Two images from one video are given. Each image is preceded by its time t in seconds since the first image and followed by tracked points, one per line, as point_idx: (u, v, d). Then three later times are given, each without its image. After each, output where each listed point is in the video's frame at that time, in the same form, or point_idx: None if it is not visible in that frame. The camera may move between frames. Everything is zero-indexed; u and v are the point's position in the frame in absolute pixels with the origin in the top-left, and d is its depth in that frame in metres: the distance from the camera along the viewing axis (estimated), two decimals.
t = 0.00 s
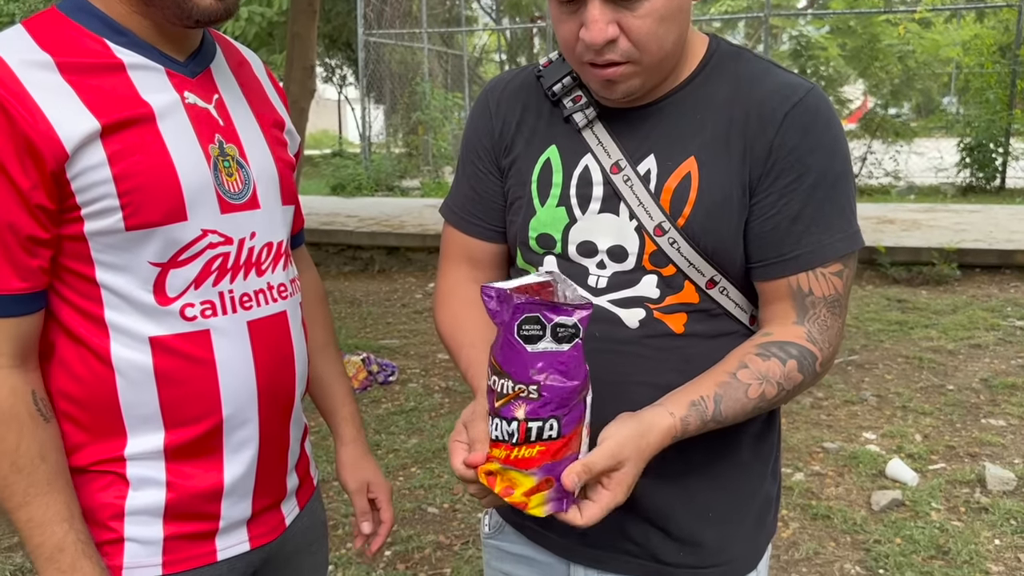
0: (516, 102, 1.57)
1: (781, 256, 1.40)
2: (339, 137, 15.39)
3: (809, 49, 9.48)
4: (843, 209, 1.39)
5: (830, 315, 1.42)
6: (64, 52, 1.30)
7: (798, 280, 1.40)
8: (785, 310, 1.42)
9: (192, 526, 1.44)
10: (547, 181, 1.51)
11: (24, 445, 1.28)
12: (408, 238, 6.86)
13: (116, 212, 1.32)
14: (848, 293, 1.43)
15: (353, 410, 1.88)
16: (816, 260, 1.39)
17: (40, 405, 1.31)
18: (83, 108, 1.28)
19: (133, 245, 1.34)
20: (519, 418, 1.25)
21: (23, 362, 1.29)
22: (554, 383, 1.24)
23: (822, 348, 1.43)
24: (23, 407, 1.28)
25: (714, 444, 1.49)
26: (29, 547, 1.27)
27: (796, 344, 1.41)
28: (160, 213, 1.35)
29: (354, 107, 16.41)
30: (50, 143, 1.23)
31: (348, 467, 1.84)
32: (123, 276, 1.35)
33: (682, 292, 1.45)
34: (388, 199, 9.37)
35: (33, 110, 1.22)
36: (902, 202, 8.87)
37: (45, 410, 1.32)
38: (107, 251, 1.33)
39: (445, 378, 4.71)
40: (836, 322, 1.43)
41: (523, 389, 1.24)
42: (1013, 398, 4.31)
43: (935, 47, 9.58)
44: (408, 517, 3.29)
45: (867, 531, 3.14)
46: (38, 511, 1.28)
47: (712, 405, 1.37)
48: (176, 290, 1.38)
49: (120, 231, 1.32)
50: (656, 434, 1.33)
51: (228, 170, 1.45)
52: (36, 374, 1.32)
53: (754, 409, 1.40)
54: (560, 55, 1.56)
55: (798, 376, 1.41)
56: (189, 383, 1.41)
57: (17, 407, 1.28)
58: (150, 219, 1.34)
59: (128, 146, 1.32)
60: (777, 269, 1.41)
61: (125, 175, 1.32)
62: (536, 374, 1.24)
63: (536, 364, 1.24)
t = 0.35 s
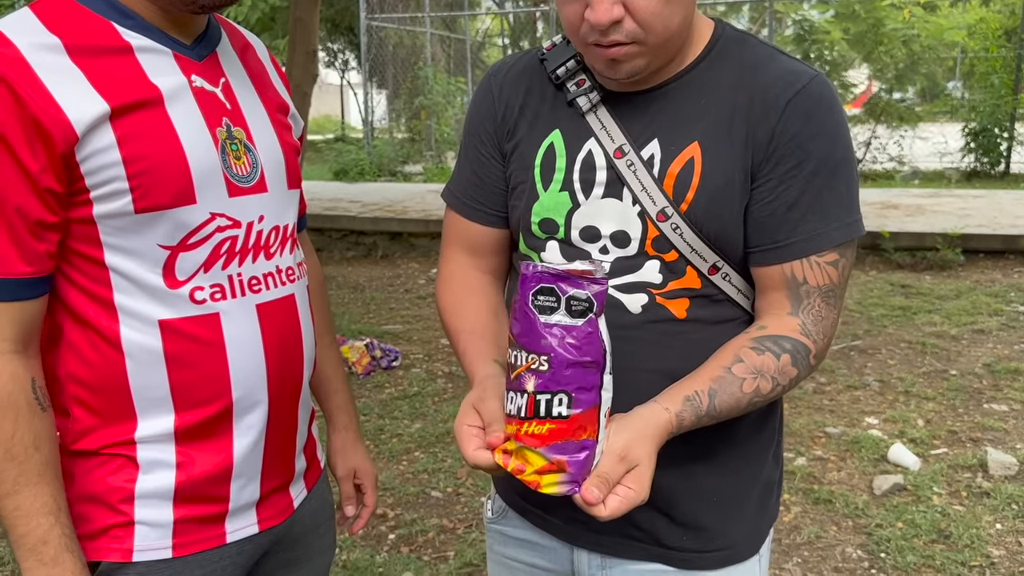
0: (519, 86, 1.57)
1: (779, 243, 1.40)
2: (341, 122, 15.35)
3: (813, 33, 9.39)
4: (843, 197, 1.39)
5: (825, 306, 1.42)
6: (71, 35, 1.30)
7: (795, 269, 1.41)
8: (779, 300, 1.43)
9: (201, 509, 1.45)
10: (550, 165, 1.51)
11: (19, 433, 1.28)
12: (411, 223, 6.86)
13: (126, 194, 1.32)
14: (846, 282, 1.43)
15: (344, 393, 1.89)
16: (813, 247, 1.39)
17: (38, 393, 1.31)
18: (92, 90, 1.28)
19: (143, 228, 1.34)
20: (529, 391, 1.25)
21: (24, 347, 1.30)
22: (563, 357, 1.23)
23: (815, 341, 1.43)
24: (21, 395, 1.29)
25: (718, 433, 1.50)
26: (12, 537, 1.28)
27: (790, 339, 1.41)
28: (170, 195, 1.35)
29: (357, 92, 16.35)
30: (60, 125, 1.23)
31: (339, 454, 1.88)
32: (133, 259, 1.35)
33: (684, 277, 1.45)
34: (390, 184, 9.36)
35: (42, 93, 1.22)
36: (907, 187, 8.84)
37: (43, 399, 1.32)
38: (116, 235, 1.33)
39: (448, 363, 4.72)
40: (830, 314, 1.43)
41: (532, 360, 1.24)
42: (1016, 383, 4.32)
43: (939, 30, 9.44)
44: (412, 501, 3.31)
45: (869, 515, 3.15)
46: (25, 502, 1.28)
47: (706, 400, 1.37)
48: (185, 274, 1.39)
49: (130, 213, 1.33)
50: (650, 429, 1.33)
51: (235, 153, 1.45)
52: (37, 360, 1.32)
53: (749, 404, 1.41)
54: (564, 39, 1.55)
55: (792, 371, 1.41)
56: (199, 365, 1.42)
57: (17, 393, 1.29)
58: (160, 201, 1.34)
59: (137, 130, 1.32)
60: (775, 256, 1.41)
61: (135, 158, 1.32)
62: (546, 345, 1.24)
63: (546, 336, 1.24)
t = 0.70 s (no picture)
0: (521, 83, 1.57)
1: (788, 233, 1.41)
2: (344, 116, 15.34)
3: (817, 27, 9.35)
4: (849, 186, 1.40)
5: (835, 290, 1.43)
6: (82, 31, 1.30)
7: (805, 257, 1.41)
8: (789, 287, 1.43)
9: (209, 501, 1.46)
10: (553, 161, 1.51)
11: (18, 428, 1.30)
12: (414, 217, 6.87)
13: (138, 187, 1.33)
14: (853, 269, 1.44)
15: (351, 384, 1.91)
16: (823, 236, 1.40)
17: (39, 389, 1.33)
18: (104, 85, 1.29)
19: (153, 221, 1.35)
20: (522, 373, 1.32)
21: (29, 342, 1.32)
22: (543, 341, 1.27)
23: (827, 323, 1.44)
24: (22, 390, 1.30)
25: (727, 426, 1.51)
26: (6, 532, 1.30)
27: (804, 318, 1.42)
28: (182, 189, 1.36)
29: (360, 86, 16.33)
30: (72, 119, 1.24)
31: (345, 438, 1.90)
32: (144, 253, 1.36)
33: (688, 271, 1.46)
34: (394, 179, 9.36)
35: (54, 86, 1.23)
36: (911, 182, 8.83)
37: (42, 395, 1.34)
38: (127, 228, 1.34)
39: (452, 357, 4.73)
40: (841, 299, 1.44)
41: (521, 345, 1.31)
42: (1020, 378, 4.32)
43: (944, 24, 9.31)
44: (417, 494, 3.32)
45: (872, 510, 3.16)
46: (19, 498, 1.29)
47: (725, 375, 1.38)
48: (195, 267, 1.40)
49: (141, 206, 1.34)
50: (675, 401, 1.34)
51: (244, 147, 1.46)
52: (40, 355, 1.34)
53: (766, 381, 1.41)
54: (566, 36, 1.56)
55: (807, 350, 1.42)
56: (209, 357, 1.43)
57: (19, 389, 1.30)
58: (172, 195, 1.35)
59: (147, 125, 1.33)
60: (784, 246, 1.41)
61: (146, 151, 1.33)
62: (526, 332, 1.29)
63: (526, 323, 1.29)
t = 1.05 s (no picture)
0: (524, 86, 1.57)
1: (795, 233, 1.40)
2: (349, 118, 15.36)
3: (822, 30, 9.34)
4: (853, 186, 1.40)
5: (840, 291, 1.43)
6: (93, 33, 1.31)
7: (810, 257, 1.41)
8: (794, 287, 1.44)
9: (212, 501, 1.46)
10: (559, 163, 1.51)
11: (55, 422, 1.29)
12: (418, 220, 6.87)
13: (146, 189, 1.33)
14: (857, 270, 1.45)
15: (354, 389, 1.91)
16: (829, 235, 1.40)
17: (69, 382, 1.32)
18: (114, 87, 1.29)
19: (161, 223, 1.35)
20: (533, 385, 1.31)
21: (53, 340, 1.30)
22: (548, 359, 1.26)
23: (832, 324, 1.44)
24: (53, 384, 1.29)
25: (731, 422, 1.50)
26: (56, 524, 1.29)
27: (807, 320, 1.42)
28: (191, 191, 1.36)
29: (364, 88, 16.36)
30: (83, 121, 1.24)
31: (347, 449, 1.89)
32: (150, 254, 1.36)
33: (694, 271, 1.45)
34: (398, 181, 9.38)
35: (66, 88, 1.23)
36: (916, 185, 8.81)
37: (74, 388, 1.32)
38: (136, 229, 1.34)
39: (456, 359, 4.73)
40: (846, 298, 1.44)
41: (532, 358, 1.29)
42: None
43: (946, 27, 9.56)
44: (421, 496, 3.32)
45: (877, 513, 3.15)
46: (66, 489, 1.29)
47: (726, 375, 1.38)
48: (203, 268, 1.40)
49: (149, 208, 1.34)
50: (672, 398, 1.33)
51: (251, 150, 1.46)
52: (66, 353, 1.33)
53: (769, 381, 1.41)
54: (570, 39, 1.56)
55: (809, 351, 1.42)
56: (216, 357, 1.43)
57: (50, 384, 1.29)
58: (180, 198, 1.35)
59: (156, 127, 1.33)
60: (791, 246, 1.41)
61: (155, 153, 1.33)
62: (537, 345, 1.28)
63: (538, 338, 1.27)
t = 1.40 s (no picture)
0: (523, 90, 1.58)
1: (784, 235, 1.40)
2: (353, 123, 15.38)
3: (826, 36, 9.39)
4: (845, 191, 1.40)
5: (831, 294, 1.41)
6: (98, 37, 1.32)
7: (798, 260, 1.40)
8: (785, 291, 1.42)
9: (210, 505, 1.46)
10: (555, 165, 1.51)
11: (39, 426, 1.29)
12: (422, 224, 6.87)
13: (146, 193, 1.33)
14: (850, 273, 1.44)
15: (355, 393, 1.91)
16: (819, 238, 1.39)
17: (59, 387, 1.32)
18: (116, 90, 1.29)
19: (160, 227, 1.35)
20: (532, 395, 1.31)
21: (47, 342, 1.31)
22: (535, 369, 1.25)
23: (823, 326, 1.42)
24: (42, 389, 1.29)
25: (729, 424, 1.50)
26: (30, 528, 1.29)
27: (799, 322, 1.41)
28: (191, 195, 1.37)
29: (368, 92, 16.38)
30: (84, 125, 1.25)
31: (347, 451, 1.90)
32: (149, 257, 1.36)
33: (690, 272, 1.45)
34: (401, 185, 9.39)
35: (68, 92, 1.24)
36: (920, 191, 8.79)
37: (63, 393, 1.33)
38: (136, 233, 1.34)
39: (458, 364, 4.73)
40: (836, 303, 1.43)
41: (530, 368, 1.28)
42: None
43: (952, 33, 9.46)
44: (421, 501, 3.32)
45: (878, 520, 3.14)
46: (43, 496, 1.29)
47: (719, 378, 1.37)
48: (203, 273, 1.40)
49: (149, 212, 1.34)
50: (667, 405, 1.33)
51: (253, 155, 1.46)
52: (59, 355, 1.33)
53: (763, 386, 1.40)
54: (568, 45, 1.57)
55: (803, 354, 1.40)
56: (214, 360, 1.43)
57: (40, 388, 1.29)
58: (179, 202, 1.36)
59: (157, 130, 1.34)
60: (780, 248, 1.41)
61: (156, 157, 1.33)
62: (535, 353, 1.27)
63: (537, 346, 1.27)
